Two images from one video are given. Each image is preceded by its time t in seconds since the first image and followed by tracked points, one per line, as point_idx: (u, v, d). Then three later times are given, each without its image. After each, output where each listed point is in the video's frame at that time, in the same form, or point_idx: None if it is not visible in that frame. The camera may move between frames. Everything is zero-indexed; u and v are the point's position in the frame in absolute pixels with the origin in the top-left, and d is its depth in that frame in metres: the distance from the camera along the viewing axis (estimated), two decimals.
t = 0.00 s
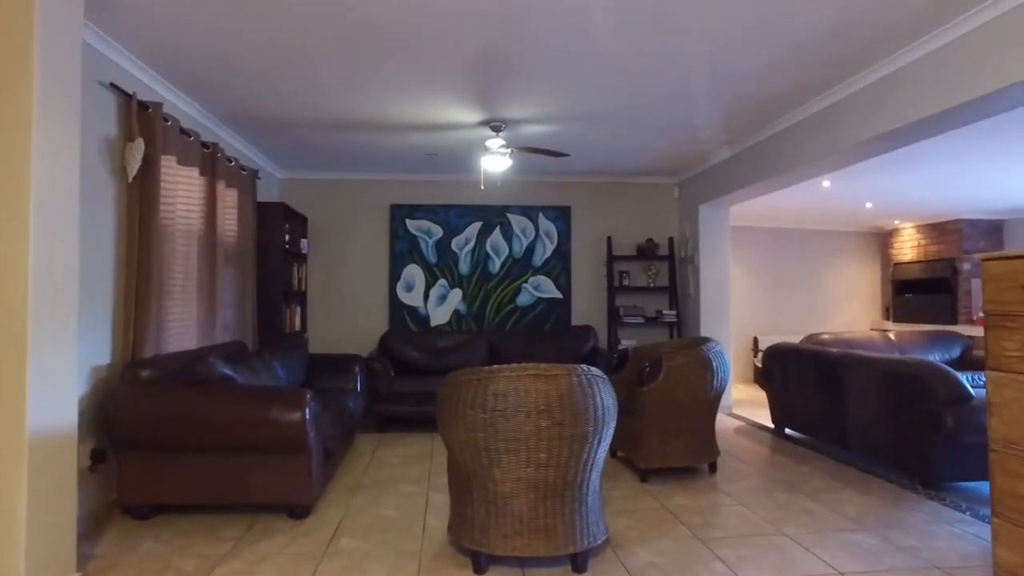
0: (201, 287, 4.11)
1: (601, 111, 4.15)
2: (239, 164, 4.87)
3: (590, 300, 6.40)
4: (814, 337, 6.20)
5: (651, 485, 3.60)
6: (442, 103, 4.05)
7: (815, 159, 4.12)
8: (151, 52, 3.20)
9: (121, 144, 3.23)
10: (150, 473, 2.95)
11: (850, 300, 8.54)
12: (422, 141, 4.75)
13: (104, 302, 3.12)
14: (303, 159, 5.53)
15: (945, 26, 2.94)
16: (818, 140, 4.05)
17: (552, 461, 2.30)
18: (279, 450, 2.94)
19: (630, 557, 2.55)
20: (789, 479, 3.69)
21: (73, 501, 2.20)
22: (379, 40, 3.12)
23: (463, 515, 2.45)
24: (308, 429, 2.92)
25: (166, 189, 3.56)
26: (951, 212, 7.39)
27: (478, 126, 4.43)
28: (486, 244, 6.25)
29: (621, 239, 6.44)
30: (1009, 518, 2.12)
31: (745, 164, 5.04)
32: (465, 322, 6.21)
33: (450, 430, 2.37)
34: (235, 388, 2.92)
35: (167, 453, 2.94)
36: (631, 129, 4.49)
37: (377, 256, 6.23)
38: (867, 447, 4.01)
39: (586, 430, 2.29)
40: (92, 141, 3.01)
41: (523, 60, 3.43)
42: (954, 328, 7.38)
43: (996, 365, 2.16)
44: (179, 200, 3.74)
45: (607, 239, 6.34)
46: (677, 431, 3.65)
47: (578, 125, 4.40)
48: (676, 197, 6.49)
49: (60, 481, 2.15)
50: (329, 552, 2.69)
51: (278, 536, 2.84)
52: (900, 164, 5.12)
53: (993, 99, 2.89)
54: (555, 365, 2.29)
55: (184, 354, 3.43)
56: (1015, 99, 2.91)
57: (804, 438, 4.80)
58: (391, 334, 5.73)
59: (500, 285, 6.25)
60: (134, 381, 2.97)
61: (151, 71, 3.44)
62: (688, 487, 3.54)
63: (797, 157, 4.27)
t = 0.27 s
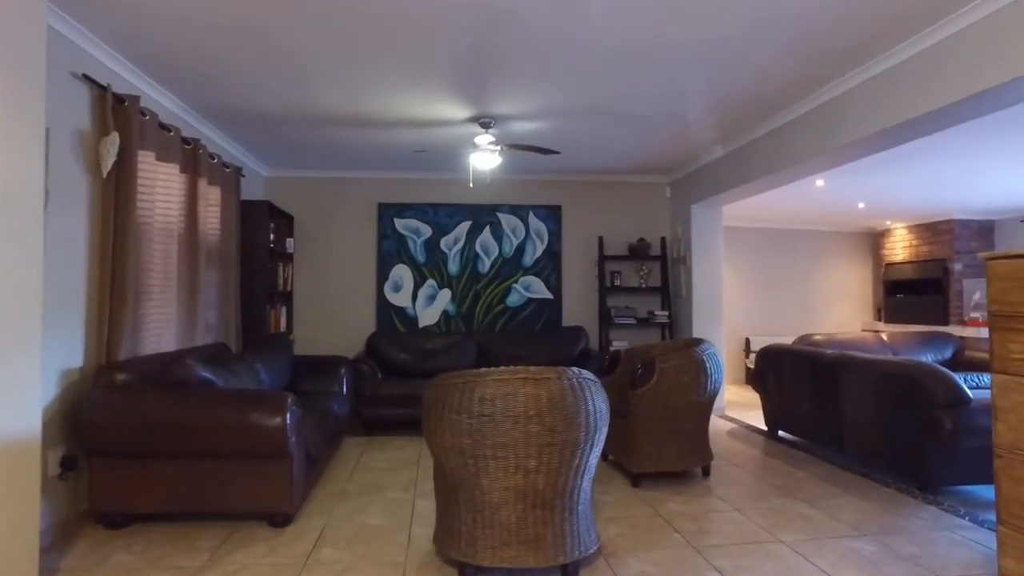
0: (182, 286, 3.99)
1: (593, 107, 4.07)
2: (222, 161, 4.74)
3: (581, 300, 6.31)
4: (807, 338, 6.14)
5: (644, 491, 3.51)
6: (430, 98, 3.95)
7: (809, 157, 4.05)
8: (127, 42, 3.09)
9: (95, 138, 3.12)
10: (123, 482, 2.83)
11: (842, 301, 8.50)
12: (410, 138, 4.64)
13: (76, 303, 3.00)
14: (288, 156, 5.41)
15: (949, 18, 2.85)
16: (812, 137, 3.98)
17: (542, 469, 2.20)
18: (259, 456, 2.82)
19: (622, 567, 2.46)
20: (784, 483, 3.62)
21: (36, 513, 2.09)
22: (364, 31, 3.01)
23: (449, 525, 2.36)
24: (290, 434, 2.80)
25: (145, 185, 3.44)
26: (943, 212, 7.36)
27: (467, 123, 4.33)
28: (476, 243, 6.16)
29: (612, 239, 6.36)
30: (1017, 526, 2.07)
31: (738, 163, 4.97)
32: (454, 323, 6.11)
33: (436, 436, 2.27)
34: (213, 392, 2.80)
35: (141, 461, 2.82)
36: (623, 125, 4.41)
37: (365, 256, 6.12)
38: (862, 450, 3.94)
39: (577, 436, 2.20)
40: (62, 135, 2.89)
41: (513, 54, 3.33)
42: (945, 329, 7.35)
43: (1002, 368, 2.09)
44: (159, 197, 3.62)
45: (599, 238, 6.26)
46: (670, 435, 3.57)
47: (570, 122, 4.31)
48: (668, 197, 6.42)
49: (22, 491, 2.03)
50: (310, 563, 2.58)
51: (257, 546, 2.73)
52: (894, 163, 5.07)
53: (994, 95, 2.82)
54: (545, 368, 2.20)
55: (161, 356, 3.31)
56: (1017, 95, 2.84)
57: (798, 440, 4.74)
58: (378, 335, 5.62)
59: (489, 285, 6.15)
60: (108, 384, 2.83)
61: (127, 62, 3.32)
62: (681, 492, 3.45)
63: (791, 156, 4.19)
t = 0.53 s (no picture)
0: (152, 287, 3.83)
1: (577, 103, 3.97)
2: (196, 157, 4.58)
3: (564, 301, 6.22)
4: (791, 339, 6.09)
5: (629, 497, 3.42)
6: (410, 93, 3.83)
7: (797, 156, 3.99)
8: (88, 28, 2.93)
9: (55, 131, 2.97)
10: (82, 495, 2.68)
11: (825, 302, 8.50)
12: (390, 134, 4.52)
13: (32, 304, 2.84)
14: (265, 153, 5.26)
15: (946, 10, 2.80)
16: (800, 136, 3.92)
17: (524, 480, 2.09)
18: (227, 466, 2.69)
19: None
20: (771, 488, 3.54)
21: None
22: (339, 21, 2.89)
23: (427, 538, 2.24)
24: (260, 442, 2.67)
25: (110, 180, 3.28)
26: (925, 213, 7.36)
27: (448, 119, 4.21)
28: (457, 243, 6.04)
29: (596, 239, 6.27)
30: (1016, 537, 1.99)
31: (724, 162, 4.90)
32: (435, 325, 5.99)
33: (413, 445, 2.16)
34: (178, 398, 2.66)
35: (102, 472, 2.67)
36: (608, 122, 4.31)
37: (343, 256, 5.97)
38: (849, 454, 3.88)
39: (561, 445, 2.10)
40: (15, 126, 2.74)
41: (495, 48, 3.22)
42: (927, 330, 7.36)
43: (1000, 372, 2.02)
44: (126, 193, 3.46)
45: (582, 238, 6.17)
46: (656, 440, 3.49)
47: (554, 118, 4.21)
48: (652, 197, 6.35)
49: None
50: None
51: (224, 561, 2.59)
52: (880, 164, 5.03)
53: (988, 91, 2.76)
54: (528, 374, 2.10)
55: (127, 359, 3.16)
56: (1009, 91, 2.78)
57: (784, 443, 4.67)
58: (357, 337, 5.48)
59: (471, 286, 6.04)
60: (66, 391, 2.67)
61: (90, 51, 3.17)
62: (667, 499, 3.36)
63: (780, 155, 4.13)
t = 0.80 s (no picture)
0: (111, 286, 3.67)
1: (555, 99, 3.88)
2: (161, 152, 4.40)
3: (541, 301, 6.14)
4: (768, 340, 6.07)
5: (607, 502, 3.34)
6: (382, 87, 3.72)
7: (775, 153, 3.95)
8: (36, 10, 2.77)
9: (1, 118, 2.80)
10: (31, 507, 2.53)
11: (801, 302, 8.52)
12: (362, 130, 4.39)
13: None
14: (233, 149, 5.10)
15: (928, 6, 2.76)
16: (780, 134, 3.88)
17: (499, 489, 2.00)
18: (186, 475, 2.55)
19: None
20: (750, 491, 3.49)
21: None
22: (306, 8, 2.76)
23: (398, 549, 2.14)
24: (222, 450, 2.54)
25: (62, 172, 3.11)
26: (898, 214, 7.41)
27: (423, 114, 4.10)
28: (432, 242, 5.93)
29: (573, 238, 6.20)
30: (1003, 542, 1.93)
31: (703, 161, 4.84)
32: (410, 325, 5.87)
33: (382, 453, 2.05)
34: (134, 403, 2.52)
35: (51, 483, 2.52)
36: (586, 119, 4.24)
37: (315, 255, 5.83)
38: (828, 456, 3.84)
39: (537, 452, 2.01)
40: None
41: (470, 39, 3.12)
42: (901, 330, 7.40)
43: (986, 374, 1.97)
44: (80, 186, 3.30)
45: (560, 237, 6.10)
46: (634, 443, 3.42)
47: (531, 114, 4.13)
48: (630, 196, 6.29)
49: None
50: None
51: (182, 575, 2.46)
52: (856, 164, 5.02)
53: (969, 87, 2.73)
54: (503, 378, 2.01)
55: (82, 361, 3.00)
56: (990, 88, 2.76)
57: (762, 445, 4.64)
58: (329, 338, 5.34)
59: (446, 286, 5.93)
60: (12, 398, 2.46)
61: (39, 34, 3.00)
62: (645, 503, 3.29)
63: (759, 153, 4.09)
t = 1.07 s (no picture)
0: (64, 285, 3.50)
1: (528, 93, 3.80)
2: (121, 146, 4.19)
3: (516, 301, 6.05)
4: (743, 340, 6.05)
5: (581, 506, 3.26)
6: (350, 80, 3.60)
7: (750, 150, 3.90)
8: None
9: None
10: None
11: (775, 302, 8.55)
12: (331, 124, 4.27)
13: None
14: (197, 143, 4.93)
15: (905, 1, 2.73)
16: (756, 130, 3.84)
17: (465, 497, 1.90)
18: (137, 485, 2.41)
19: None
20: (726, 494, 3.43)
21: None
22: None
23: (359, 562, 2.03)
24: (175, 457, 2.41)
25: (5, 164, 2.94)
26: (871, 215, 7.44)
27: (392, 109, 3.99)
28: (404, 241, 5.81)
29: (547, 238, 6.13)
30: (980, 545, 1.87)
31: (678, 159, 4.79)
32: (381, 325, 5.75)
33: (342, 459, 1.95)
34: (81, 408, 2.38)
35: None
36: (560, 115, 4.16)
37: (283, 254, 5.68)
38: (803, 456, 3.81)
39: (505, 458, 1.91)
40: None
41: (440, 30, 3.02)
42: (873, 329, 7.44)
43: (965, 374, 1.91)
44: (26, 179, 3.13)
45: (534, 236, 6.01)
46: (607, 446, 3.35)
47: (505, 109, 4.03)
48: (605, 195, 6.23)
49: None
50: None
51: None
52: (830, 163, 5.00)
53: (945, 83, 2.70)
54: (470, 380, 1.91)
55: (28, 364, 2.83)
56: (965, 83, 2.73)
57: (737, 445, 4.60)
58: (297, 339, 5.20)
59: (418, 285, 5.82)
60: None
61: None
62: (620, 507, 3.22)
63: (735, 151, 4.04)
